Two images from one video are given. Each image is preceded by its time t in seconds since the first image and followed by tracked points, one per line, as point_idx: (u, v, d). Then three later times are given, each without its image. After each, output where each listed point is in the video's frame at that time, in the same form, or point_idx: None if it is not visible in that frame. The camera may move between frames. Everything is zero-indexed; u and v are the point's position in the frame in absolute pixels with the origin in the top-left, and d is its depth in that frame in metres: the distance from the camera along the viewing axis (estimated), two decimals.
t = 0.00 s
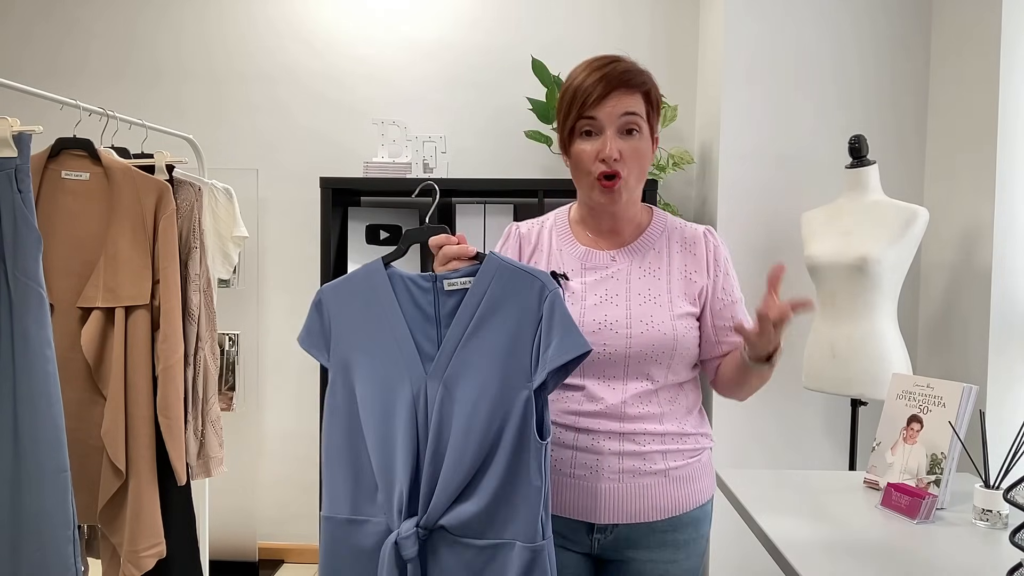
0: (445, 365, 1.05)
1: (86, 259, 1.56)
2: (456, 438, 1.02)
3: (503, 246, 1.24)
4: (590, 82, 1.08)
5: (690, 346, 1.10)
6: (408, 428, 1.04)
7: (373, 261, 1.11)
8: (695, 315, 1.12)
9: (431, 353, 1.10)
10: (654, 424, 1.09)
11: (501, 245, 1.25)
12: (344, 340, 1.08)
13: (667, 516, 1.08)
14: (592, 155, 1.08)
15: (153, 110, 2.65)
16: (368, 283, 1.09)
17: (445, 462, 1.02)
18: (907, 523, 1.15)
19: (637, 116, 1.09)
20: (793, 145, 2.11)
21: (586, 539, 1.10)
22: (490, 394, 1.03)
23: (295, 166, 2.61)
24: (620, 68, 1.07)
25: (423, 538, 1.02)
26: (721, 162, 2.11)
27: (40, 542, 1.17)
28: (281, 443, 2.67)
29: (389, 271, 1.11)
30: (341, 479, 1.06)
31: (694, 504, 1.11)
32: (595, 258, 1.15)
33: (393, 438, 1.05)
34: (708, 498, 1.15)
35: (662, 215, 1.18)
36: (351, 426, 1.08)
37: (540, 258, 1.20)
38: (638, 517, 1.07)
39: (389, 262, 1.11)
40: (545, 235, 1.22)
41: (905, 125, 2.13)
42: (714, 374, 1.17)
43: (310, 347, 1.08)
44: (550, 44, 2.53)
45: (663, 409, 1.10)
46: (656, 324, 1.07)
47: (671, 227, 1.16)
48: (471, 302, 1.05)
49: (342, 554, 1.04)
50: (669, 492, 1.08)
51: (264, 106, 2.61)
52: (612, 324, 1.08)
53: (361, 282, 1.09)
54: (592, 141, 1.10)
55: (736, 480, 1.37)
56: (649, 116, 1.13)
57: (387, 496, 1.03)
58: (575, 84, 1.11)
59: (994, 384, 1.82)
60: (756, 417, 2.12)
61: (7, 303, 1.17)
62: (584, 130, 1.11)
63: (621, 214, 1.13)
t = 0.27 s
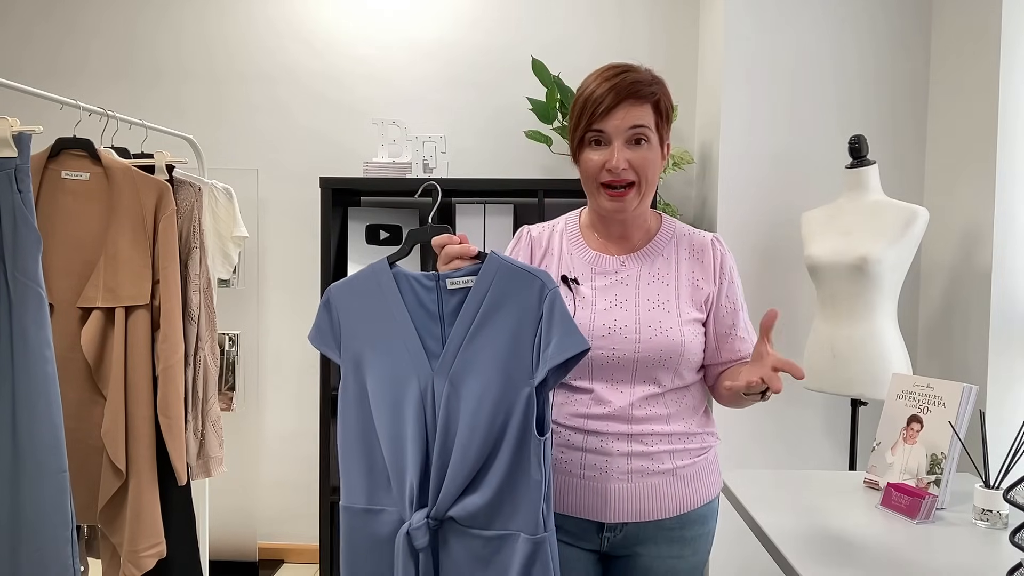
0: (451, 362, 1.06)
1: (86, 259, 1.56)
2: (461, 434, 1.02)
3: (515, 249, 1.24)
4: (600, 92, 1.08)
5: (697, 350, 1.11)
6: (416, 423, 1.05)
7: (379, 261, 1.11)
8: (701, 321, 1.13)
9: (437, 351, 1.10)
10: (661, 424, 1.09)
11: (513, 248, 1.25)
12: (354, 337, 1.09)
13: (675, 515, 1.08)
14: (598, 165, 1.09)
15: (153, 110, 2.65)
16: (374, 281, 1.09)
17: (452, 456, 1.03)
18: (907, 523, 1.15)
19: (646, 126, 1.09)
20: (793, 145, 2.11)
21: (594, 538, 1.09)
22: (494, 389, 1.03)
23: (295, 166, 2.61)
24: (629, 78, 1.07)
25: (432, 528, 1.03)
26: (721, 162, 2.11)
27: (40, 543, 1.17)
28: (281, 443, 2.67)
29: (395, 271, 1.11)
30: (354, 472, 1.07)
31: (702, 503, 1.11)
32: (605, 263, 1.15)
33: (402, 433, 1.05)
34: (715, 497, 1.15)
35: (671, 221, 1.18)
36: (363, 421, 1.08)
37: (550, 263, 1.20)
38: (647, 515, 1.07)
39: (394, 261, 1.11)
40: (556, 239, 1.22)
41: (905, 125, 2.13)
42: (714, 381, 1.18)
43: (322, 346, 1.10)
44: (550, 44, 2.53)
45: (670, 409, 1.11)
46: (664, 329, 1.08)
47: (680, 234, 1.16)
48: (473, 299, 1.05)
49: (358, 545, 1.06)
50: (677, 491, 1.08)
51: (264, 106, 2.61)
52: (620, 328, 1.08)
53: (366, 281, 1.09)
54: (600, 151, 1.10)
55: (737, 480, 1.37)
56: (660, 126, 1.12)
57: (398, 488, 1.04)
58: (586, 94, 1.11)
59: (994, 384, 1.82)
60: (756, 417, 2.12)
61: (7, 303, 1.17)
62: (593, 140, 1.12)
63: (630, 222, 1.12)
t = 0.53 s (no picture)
0: (457, 365, 1.05)
1: (86, 260, 1.56)
2: (468, 436, 1.02)
3: (517, 251, 1.24)
4: (601, 92, 1.09)
5: (698, 349, 1.10)
6: (423, 425, 1.05)
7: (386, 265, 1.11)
8: (701, 319, 1.13)
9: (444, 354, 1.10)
10: (664, 421, 1.09)
11: (515, 250, 1.25)
12: (362, 340, 1.09)
13: (678, 511, 1.08)
14: (599, 164, 1.09)
15: (153, 110, 2.65)
16: (382, 285, 1.09)
17: (460, 458, 1.03)
18: (907, 523, 1.15)
19: (646, 128, 1.09)
20: (793, 145, 2.11)
21: (598, 533, 1.10)
22: (501, 392, 1.03)
23: (295, 166, 2.61)
24: (629, 80, 1.07)
25: (442, 527, 1.04)
26: (721, 162, 2.11)
27: (40, 543, 1.17)
28: (281, 443, 2.67)
29: (401, 275, 1.10)
30: (363, 472, 1.08)
31: (705, 499, 1.11)
32: (607, 263, 1.15)
33: (410, 434, 1.06)
34: (717, 493, 1.14)
35: (672, 222, 1.17)
36: (372, 422, 1.09)
37: (553, 263, 1.20)
38: (650, 510, 1.07)
39: (400, 266, 1.11)
40: (559, 240, 1.22)
41: (905, 124, 2.13)
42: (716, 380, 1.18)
43: (330, 348, 1.10)
44: (550, 44, 2.53)
45: (672, 406, 1.10)
46: (665, 327, 1.08)
47: (681, 234, 1.16)
48: (480, 303, 1.05)
49: (369, 543, 1.07)
50: (680, 486, 1.08)
51: (264, 106, 2.61)
52: (622, 326, 1.08)
53: (373, 286, 1.09)
54: (601, 151, 1.10)
55: (737, 479, 1.37)
56: (659, 127, 1.12)
57: (408, 488, 1.05)
58: (586, 96, 1.11)
59: (994, 384, 1.82)
60: (756, 416, 2.12)
61: (6, 303, 1.17)
62: (593, 140, 1.12)
63: (630, 222, 1.12)
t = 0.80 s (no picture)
0: (467, 359, 1.06)
1: (86, 260, 1.56)
2: (480, 429, 1.03)
3: (520, 249, 1.26)
4: (603, 90, 1.10)
5: (697, 346, 1.10)
6: (433, 417, 1.05)
7: (393, 261, 1.11)
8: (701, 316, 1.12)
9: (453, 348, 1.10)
10: (662, 418, 1.09)
11: (519, 249, 1.27)
12: (369, 335, 1.08)
13: (676, 509, 1.08)
14: (601, 157, 1.09)
15: (153, 110, 2.65)
16: (389, 281, 1.09)
17: (472, 449, 1.03)
18: (907, 523, 1.15)
19: (648, 123, 1.10)
20: (793, 145, 2.11)
21: (597, 530, 1.10)
22: (512, 384, 1.03)
23: (295, 166, 2.61)
24: (631, 77, 1.09)
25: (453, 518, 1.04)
26: (721, 162, 2.11)
27: (41, 543, 1.17)
28: (281, 443, 2.67)
29: (408, 271, 1.10)
30: (371, 465, 1.07)
31: (704, 497, 1.11)
32: (608, 261, 1.15)
33: (420, 427, 1.06)
34: (716, 492, 1.14)
35: (674, 221, 1.17)
36: (379, 415, 1.08)
37: (555, 261, 1.21)
38: (648, 507, 1.07)
39: (407, 261, 1.11)
40: (561, 239, 1.23)
41: (905, 124, 2.13)
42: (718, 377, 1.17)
43: (336, 344, 1.10)
44: (550, 44, 2.53)
45: (671, 404, 1.10)
46: (664, 324, 1.08)
47: (681, 233, 1.16)
48: (490, 298, 1.05)
49: (377, 536, 1.06)
50: (678, 484, 1.08)
51: (264, 106, 2.61)
52: (621, 323, 1.08)
53: (381, 280, 1.09)
54: (603, 145, 1.11)
55: (737, 479, 1.37)
56: (662, 125, 1.13)
57: (418, 481, 1.05)
58: (589, 96, 1.13)
59: (994, 384, 1.82)
60: (756, 416, 2.12)
61: (6, 303, 1.17)
62: (595, 136, 1.12)
63: (632, 218, 1.12)
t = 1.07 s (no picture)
0: (471, 358, 1.06)
1: (86, 260, 1.56)
2: (484, 429, 1.03)
3: (522, 251, 1.26)
4: (611, 92, 1.09)
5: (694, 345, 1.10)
6: (436, 417, 1.05)
7: (398, 261, 1.11)
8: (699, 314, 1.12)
9: (457, 348, 1.10)
10: (660, 418, 1.09)
11: (521, 249, 1.28)
12: (374, 335, 1.09)
13: (674, 509, 1.08)
14: (606, 160, 1.08)
15: (153, 110, 2.65)
16: (394, 281, 1.09)
17: (475, 449, 1.03)
18: (907, 523, 1.15)
19: (653, 130, 1.10)
20: (793, 145, 2.11)
21: (594, 529, 1.11)
22: (516, 384, 1.03)
23: (295, 166, 2.61)
24: (640, 82, 1.08)
25: (456, 518, 1.04)
26: (721, 162, 2.11)
27: (41, 542, 1.17)
28: (281, 443, 2.67)
29: (413, 271, 1.11)
30: (374, 465, 1.07)
31: (702, 498, 1.10)
32: (606, 260, 1.15)
33: (423, 427, 1.06)
34: (716, 493, 1.14)
35: (673, 220, 1.17)
36: (382, 415, 1.08)
37: (555, 260, 1.22)
38: (645, 507, 1.07)
39: (412, 262, 1.11)
40: (562, 238, 1.24)
41: (905, 124, 2.13)
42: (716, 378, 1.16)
43: (341, 342, 1.10)
44: (550, 44, 2.53)
45: (669, 403, 1.10)
46: (660, 322, 1.07)
47: (681, 231, 1.16)
48: (494, 298, 1.05)
49: (379, 536, 1.06)
50: (676, 484, 1.07)
51: (264, 106, 2.61)
52: (618, 322, 1.09)
53: (387, 280, 1.09)
54: (608, 148, 1.10)
55: (737, 480, 1.37)
56: (665, 131, 1.14)
57: (421, 480, 1.05)
58: (595, 96, 1.12)
59: (994, 384, 1.82)
60: (756, 417, 2.12)
61: (7, 303, 1.17)
62: (600, 137, 1.11)
63: (632, 220, 1.13)
